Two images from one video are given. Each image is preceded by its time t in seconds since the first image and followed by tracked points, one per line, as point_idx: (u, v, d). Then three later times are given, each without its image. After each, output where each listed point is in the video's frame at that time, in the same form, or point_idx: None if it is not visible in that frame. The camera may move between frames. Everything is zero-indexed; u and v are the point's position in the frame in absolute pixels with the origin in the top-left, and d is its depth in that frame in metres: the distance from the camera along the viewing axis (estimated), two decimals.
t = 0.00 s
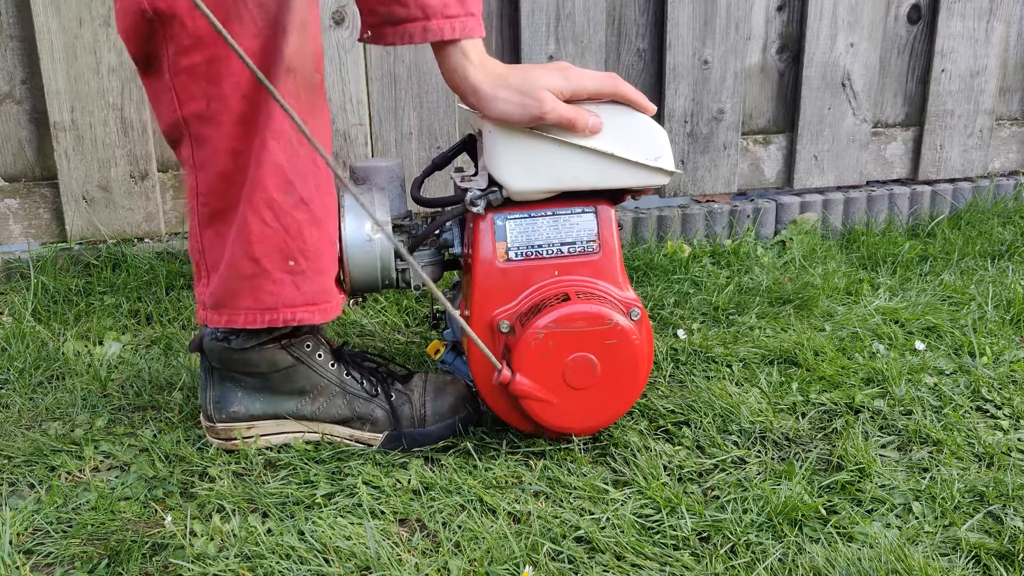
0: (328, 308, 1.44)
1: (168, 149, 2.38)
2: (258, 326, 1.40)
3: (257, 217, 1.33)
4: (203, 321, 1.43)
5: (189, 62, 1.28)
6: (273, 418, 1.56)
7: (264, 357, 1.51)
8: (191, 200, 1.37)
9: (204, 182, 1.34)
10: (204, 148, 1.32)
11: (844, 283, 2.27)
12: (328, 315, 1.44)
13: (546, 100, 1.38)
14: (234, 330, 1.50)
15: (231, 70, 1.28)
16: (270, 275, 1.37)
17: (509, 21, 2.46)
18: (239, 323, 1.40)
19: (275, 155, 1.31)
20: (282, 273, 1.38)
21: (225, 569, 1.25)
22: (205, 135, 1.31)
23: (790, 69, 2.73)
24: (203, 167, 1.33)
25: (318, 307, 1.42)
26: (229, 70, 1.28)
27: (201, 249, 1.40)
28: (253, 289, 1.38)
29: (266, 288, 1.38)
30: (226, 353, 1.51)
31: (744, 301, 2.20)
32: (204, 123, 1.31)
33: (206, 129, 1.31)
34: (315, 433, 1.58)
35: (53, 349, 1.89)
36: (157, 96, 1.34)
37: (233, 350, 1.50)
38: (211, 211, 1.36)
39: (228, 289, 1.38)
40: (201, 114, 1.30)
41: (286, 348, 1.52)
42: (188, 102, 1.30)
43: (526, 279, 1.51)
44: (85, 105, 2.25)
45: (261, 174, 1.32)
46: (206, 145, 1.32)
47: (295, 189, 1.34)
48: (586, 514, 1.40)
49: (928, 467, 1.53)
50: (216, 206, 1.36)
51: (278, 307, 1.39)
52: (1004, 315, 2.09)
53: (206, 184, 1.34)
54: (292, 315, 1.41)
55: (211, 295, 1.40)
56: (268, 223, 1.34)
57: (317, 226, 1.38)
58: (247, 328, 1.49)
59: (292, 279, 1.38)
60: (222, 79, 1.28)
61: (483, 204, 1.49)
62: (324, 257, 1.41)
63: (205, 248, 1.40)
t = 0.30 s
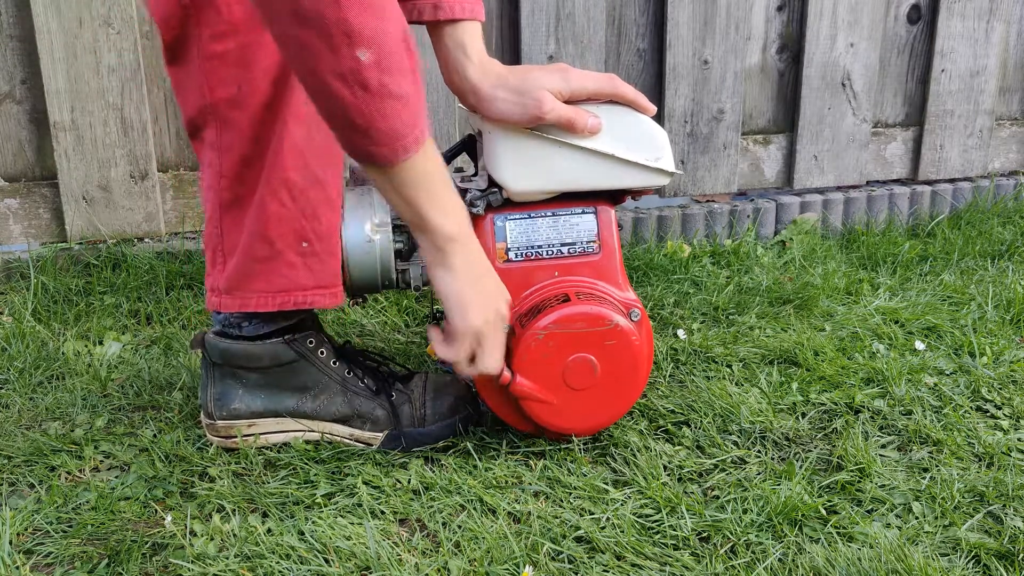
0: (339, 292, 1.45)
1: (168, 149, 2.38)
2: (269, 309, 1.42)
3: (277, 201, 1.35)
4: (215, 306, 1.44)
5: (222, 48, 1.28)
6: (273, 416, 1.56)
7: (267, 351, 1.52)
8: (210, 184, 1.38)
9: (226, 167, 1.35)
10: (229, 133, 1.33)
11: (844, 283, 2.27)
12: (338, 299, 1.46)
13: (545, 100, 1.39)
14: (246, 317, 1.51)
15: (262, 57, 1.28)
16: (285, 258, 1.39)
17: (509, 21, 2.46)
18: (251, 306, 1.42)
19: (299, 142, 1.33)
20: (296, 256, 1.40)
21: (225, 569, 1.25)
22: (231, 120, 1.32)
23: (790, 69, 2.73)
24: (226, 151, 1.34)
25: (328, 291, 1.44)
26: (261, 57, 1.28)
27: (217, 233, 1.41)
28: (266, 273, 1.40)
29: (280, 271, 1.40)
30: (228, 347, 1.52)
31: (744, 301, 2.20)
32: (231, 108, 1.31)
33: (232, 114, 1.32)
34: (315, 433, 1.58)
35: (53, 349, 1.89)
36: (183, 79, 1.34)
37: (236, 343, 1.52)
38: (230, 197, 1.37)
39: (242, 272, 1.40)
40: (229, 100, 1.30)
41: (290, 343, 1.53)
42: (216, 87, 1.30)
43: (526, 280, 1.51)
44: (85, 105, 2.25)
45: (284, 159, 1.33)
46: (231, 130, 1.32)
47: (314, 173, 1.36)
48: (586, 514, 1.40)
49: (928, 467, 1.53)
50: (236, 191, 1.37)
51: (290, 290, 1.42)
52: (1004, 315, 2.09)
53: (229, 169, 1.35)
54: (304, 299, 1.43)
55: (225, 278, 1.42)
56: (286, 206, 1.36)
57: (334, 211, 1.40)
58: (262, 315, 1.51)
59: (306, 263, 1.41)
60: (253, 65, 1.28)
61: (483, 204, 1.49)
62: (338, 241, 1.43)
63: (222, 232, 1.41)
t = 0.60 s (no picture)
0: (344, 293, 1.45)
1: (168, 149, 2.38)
2: (275, 308, 1.42)
3: (287, 200, 1.34)
4: (219, 304, 1.44)
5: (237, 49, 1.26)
6: (273, 416, 1.56)
7: (267, 351, 1.52)
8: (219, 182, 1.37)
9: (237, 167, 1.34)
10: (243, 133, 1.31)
11: (844, 283, 2.27)
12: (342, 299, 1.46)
13: (546, 103, 1.39)
14: (249, 317, 1.51)
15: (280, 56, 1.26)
16: (293, 258, 1.39)
17: (509, 21, 2.46)
18: (256, 305, 1.42)
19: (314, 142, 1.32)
20: (303, 256, 1.39)
21: (225, 569, 1.25)
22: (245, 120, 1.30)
23: (790, 69, 2.73)
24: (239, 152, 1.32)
25: (333, 292, 1.43)
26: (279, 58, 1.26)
27: (225, 231, 1.40)
28: (273, 272, 1.40)
29: (287, 271, 1.40)
30: (228, 348, 1.52)
31: (744, 301, 2.20)
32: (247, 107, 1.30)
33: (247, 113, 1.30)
34: (315, 433, 1.58)
35: (53, 349, 1.89)
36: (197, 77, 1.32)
37: (237, 343, 1.52)
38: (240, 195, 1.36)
39: (249, 270, 1.40)
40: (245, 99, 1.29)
41: (290, 343, 1.53)
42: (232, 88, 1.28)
43: (527, 280, 1.52)
44: (85, 105, 2.25)
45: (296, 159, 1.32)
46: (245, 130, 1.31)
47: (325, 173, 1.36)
48: (586, 514, 1.40)
49: (928, 467, 1.53)
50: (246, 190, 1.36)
51: (296, 290, 1.42)
52: (1004, 315, 2.09)
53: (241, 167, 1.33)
54: (310, 298, 1.42)
55: (231, 276, 1.41)
56: (297, 206, 1.35)
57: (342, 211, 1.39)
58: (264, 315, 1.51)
59: (313, 262, 1.40)
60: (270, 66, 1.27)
61: (483, 205, 1.49)
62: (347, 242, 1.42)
63: (229, 230, 1.40)
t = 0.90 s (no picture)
0: (323, 324, 1.41)
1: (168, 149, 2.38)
2: (252, 338, 1.39)
3: (249, 235, 1.31)
4: (199, 326, 1.43)
5: (173, 78, 1.23)
6: (272, 419, 1.56)
7: (264, 362, 1.51)
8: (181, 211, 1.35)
9: (192, 196, 1.32)
10: (192, 163, 1.29)
11: (844, 283, 2.27)
12: (327, 330, 1.42)
13: (545, 101, 1.38)
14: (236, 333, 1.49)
15: (218, 86, 1.22)
16: (265, 291, 1.36)
17: (509, 21, 2.46)
18: (233, 333, 1.40)
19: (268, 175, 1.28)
20: (275, 289, 1.36)
21: (225, 569, 1.25)
22: (192, 150, 1.28)
23: (790, 69, 2.73)
24: (191, 182, 1.30)
25: (313, 325, 1.40)
26: (217, 87, 1.23)
27: (195, 258, 1.39)
28: (246, 303, 1.37)
29: (260, 303, 1.37)
30: (225, 356, 1.51)
31: (744, 301, 2.20)
32: (191, 139, 1.27)
33: (193, 144, 1.27)
34: (315, 434, 1.58)
35: (53, 349, 1.89)
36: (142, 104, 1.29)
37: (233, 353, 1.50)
38: (202, 224, 1.35)
39: (221, 302, 1.38)
40: (189, 130, 1.26)
41: (286, 350, 1.52)
42: (174, 118, 1.26)
43: (525, 276, 1.51)
44: (85, 105, 2.25)
45: (253, 193, 1.28)
46: (194, 160, 1.28)
47: (288, 209, 1.31)
48: (586, 514, 1.40)
49: (928, 467, 1.53)
50: (207, 220, 1.34)
51: (271, 322, 1.38)
52: (1004, 315, 2.09)
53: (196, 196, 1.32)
54: (287, 331, 1.39)
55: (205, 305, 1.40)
56: (262, 241, 1.32)
57: (311, 244, 1.35)
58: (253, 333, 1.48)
59: (285, 295, 1.36)
60: (209, 95, 1.23)
61: (482, 200, 1.49)
62: (320, 274, 1.38)
63: (198, 258, 1.38)
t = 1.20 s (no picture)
0: (310, 301, 1.44)
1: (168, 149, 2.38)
2: (242, 327, 1.39)
3: (234, 218, 1.32)
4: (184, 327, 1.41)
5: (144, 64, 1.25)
6: (272, 418, 1.56)
7: (263, 357, 1.50)
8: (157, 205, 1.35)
9: (168, 186, 1.33)
10: (168, 151, 1.30)
11: (844, 283, 2.27)
12: (311, 309, 1.44)
13: (545, 99, 1.38)
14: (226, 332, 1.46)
15: (188, 69, 1.26)
16: (251, 275, 1.36)
17: (509, 21, 2.46)
18: (222, 325, 1.39)
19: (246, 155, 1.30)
20: (262, 273, 1.37)
21: (225, 569, 1.25)
22: (169, 137, 1.29)
23: (790, 69, 2.73)
24: (167, 170, 1.31)
25: (299, 302, 1.42)
26: (188, 68, 1.26)
27: (174, 254, 1.38)
28: (233, 292, 1.37)
29: (247, 290, 1.37)
30: (223, 355, 1.50)
31: (744, 301, 2.20)
32: (164, 125, 1.29)
33: (166, 129, 1.29)
34: (315, 433, 1.58)
35: (53, 349, 1.89)
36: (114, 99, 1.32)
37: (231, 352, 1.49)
38: (180, 215, 1.35)
39: (206, 293, 1.37)
40: (161, 115, 1.28)
41: (286, 346, 1.52)
42: (147, 105, 1.28)
43: (526, 279, 1.51)
44: (85, 105, 2.25)
45: (234, 174, 1.30)
46: (170, 147, 1.30)
47: (270, 188, 1.33)
48: (586, 514, 1.40)
49: (928, 467, 1.53)
50: (184, 211, 1.34)
51: (260, 307, 1.39)
52: (1004, 315, 2.08)
53: (171, 186, 1.32)
54: (277, 313, 1.40)
55: (189, 300, 1.39)
56: (246, 224, 1.33)
57: (293, 222, 1.38)
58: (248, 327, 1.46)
59: (272, 277, 1.38)
60: (180, 78, 1.26)
61: (483, 203, 1.49)
62: (304, 253, 1.41)
63: (177, 253, 1.38)
